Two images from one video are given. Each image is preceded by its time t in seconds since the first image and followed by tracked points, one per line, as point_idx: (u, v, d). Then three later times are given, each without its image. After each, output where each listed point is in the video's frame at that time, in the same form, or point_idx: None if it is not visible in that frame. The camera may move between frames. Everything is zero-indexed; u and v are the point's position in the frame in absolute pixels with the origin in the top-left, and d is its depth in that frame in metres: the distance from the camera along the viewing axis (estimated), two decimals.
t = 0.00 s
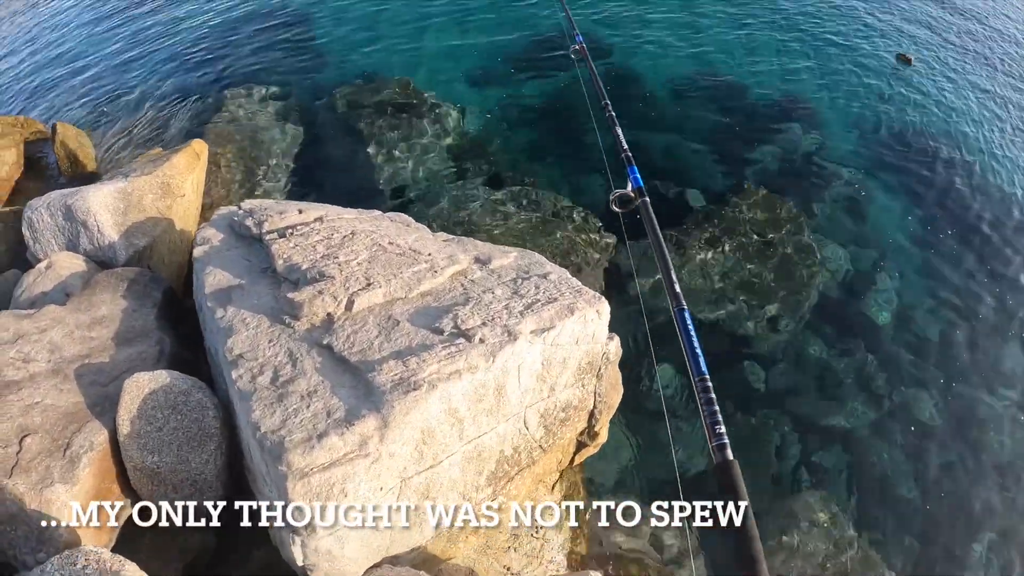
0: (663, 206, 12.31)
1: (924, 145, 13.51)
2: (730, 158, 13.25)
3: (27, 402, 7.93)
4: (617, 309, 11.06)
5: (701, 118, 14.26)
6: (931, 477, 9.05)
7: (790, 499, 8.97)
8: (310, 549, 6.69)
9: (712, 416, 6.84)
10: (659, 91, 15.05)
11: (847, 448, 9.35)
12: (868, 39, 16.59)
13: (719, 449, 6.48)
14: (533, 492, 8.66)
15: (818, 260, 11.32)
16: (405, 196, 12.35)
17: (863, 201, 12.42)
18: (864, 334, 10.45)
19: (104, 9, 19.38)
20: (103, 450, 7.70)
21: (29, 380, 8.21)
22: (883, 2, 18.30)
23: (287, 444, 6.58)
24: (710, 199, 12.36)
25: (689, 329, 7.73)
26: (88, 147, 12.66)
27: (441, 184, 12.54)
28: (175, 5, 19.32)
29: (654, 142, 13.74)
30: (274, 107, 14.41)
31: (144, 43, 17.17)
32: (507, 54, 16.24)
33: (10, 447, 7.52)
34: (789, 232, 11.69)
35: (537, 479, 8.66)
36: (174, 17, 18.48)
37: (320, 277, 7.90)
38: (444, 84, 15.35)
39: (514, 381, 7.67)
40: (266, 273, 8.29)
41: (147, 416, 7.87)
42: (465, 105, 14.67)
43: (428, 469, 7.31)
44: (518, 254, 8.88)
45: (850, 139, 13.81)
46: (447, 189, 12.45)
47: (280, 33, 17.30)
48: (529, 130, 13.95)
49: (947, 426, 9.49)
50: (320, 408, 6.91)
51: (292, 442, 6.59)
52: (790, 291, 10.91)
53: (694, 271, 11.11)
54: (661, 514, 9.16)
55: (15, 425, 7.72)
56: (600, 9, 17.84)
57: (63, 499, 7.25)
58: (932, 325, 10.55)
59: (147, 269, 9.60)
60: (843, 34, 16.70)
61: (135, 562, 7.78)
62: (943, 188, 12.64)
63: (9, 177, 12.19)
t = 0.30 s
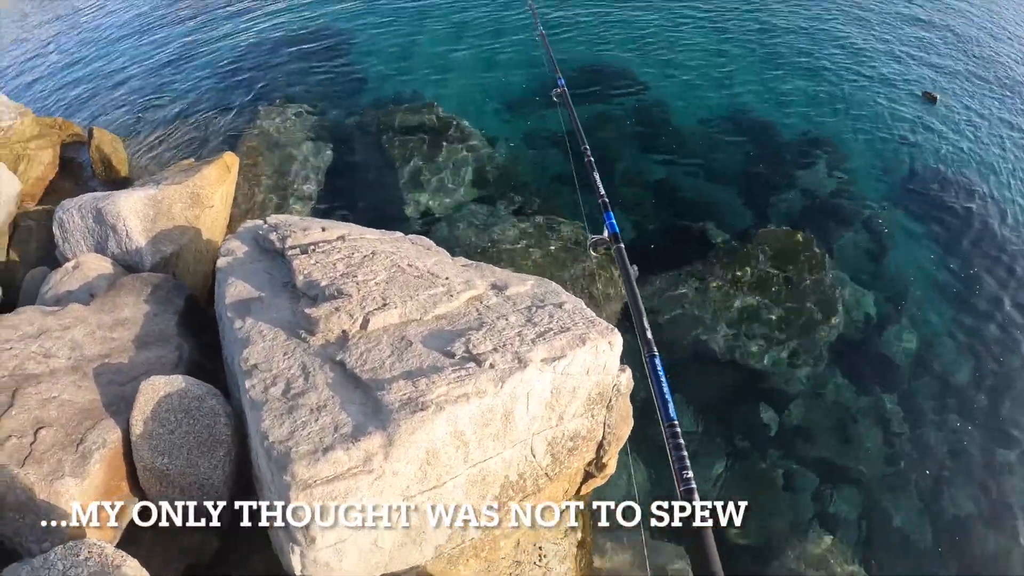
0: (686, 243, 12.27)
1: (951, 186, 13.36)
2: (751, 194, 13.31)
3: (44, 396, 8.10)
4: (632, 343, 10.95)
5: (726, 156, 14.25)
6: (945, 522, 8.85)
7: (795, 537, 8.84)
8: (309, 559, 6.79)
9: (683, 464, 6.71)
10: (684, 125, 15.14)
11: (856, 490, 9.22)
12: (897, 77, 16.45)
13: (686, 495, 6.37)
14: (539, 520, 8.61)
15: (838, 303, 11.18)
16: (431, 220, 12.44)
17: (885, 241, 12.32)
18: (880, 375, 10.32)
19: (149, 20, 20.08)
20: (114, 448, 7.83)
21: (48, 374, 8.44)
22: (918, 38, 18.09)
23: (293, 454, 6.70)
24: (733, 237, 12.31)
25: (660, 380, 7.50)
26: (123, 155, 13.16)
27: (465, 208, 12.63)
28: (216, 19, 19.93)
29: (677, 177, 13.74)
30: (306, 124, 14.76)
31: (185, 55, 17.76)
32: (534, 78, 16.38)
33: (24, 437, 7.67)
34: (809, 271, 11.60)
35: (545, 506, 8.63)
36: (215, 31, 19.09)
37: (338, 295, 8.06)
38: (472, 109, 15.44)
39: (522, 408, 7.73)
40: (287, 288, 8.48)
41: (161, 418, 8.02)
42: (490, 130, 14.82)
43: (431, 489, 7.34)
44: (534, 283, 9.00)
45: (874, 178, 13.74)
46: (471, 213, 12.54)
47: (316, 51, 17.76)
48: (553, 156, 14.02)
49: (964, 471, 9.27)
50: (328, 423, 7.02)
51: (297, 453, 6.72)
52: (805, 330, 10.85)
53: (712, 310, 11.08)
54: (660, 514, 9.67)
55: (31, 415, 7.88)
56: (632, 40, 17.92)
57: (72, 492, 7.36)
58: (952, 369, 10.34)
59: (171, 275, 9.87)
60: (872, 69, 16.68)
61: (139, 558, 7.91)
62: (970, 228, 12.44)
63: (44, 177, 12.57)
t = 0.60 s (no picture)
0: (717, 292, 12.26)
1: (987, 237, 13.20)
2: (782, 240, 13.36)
3: (80, 403, 8.20)
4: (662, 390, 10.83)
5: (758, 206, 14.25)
6: None
7: None
8: None
9: (730, 498, 6.81)
10: (717, 172, 15.26)
11: (877, 547, 9.15)
12: (936, 128, 16.20)
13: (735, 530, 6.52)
14: (558, 561, 8.60)
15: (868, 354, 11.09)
16: (467, 260, 12.41)
17: (916, 292, 12.25)
18: (907, 429, 10.23)
19: (203, 47, 20.95)
20: (145, 459, 7.95)
21: (85, 382, 8.56)
22: (964, 88, 17.76)
23: (323, 480, 6.80)
24: (763, 288, 12.28)
25: (716, 423, 7.56)
26: (168, 172, 13.75)
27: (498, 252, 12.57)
28: (265, 46, 20.65)
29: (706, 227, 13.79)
30: (347, 154, 15.15)
31: (234, 82, 18.47)
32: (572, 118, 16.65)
33: (58, 441, 7.72)
34: (840, 322, 11.51)
35: (563, 548, 8.61)
36: (263, 58, 19.77)
37: (375, 327, 8.18)
38: (509, 147, 15.65)
39: (549, 449, 7.76)
40: (324, 317, 8.64)
41: (193, 435, 8.20)
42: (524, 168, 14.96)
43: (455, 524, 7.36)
44: (567, 326, 9.08)
45: (908, 227, 13.64)
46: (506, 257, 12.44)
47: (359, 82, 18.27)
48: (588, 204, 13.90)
49: (990, 535, 9.10)
50: (359, 452, 7.13)
51: (328, 479, 6.81)
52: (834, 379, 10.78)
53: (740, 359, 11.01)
54: (660, 514, 9.53)
55: (66, 420, 7.96)
56: (670, 87, 18.05)
57: (101, 497, 7.45)
58: (983, 427, 10.21)
59: (210, 296, 10.07)
60: (910, 120, 16.46)
61: (158, 565, 7.94)
62: (1007, 281, 12.26)
63: (91, 189, 13.58)
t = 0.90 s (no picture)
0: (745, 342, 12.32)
1: None
2: (813, 291, 13.34)
3: (116, 413, 8.27)
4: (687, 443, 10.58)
5: (791, 259, 14.20)
6: None
7: None
8: None
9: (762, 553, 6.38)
10: (749, 222, 15.33)
11: None
12: (982, 189, 15.88)
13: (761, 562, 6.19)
14: None
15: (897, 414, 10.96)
16: (502, 302, 12.35)
17: (952, 349, 12.06)
18: (936, 492, 10.08)
19: (256, 88, 22.06)
20: (176, 474, 7.89)
21: (123, 394, 8.66)
22: (1015, 149, 17.37)
23: (353, 510, 6.79)
24: (793, 342, 12.23)
25: (745, 471, 7.26)
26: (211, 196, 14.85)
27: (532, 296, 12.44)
28: (314, 88, 21.61)
29: (737, 278, 13.72)
30: (388, 191, 15.59)
31: (286, 119, 19.41)
32: (606, 164, 16.95)
33: (92, 448, 7.77)
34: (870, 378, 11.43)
35: None
36: (312, 99, 20.72)
37: (411, 365, 8.27)
38: (545, 189, 15.94)
39: (575, 495, 7.75)
40: (361, 351, 8.77)
41: (225, 455, 8.13)
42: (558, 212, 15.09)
43: (477, 562, 7.38)
44: (598, 376, 9.15)
45: (943, 283, 13.47)
46: (540, 303, 12.29)
47: (402, 123, 18.91)
48: (619, 255, 13.78)
49: None
50: (389, 485, 7.09)
51: (358, 509, 6.80)
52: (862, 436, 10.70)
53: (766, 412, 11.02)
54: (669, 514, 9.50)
55: (102, 430, 7.99)
56: (709, 140, 18.13)
57: (129, 508, 7.42)
58: (1015, 494, 9.99)
59: (248, 321, 10.40)
60: (955, 180, 16.16)
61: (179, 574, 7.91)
62: None
63: (136, 206, 14.80)
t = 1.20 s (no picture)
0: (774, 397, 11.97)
1: None
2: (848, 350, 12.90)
3: (152, 427, 8.45)
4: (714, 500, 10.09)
5: (828, 315, 13.78)
6: None
7: None
8: None
9: None
10: (787, 272, 14.99)
11: None
12: None
13: None
14: None
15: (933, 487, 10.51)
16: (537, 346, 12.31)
17: (993, 419, 11.58)
18: (973, 562, 9.66)
19: (312, 126, 22.98)
20: (205, 491, 7.97)
21: (160, 408, 8.81)
22: None
23: (379, 542, 6.75)
24: (827, 403, 11.82)
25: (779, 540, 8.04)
26: (258, 222, 15.35)
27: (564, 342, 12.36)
28: (366, 127, 22.34)
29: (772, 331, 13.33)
30: (431, 230, 15.83)
31: (337, 155, 20.16)
32: (645, 212, 17.08)
33: (126, 458, 7.94)
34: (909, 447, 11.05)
35: None
36: (363, 138, 21.41)
37: (445, 406, 8.24)
38: (584, 235, 16.09)
39: (598, 545, 7.45)
40: (396, 388, 8.80)
41: (257, 477, 8.18)
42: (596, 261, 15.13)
43: None
44: (629, 428, 8.94)
45: (988, 345, 13.02)
46: (574, 349, 12.17)
47: (446, 164, 19.32)
48: (654, 306, 13.77)
49: None
50: (416, 521, 7.01)
51: (383, 543, 6.75)
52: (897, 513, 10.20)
53: (798, 474, 10.65)
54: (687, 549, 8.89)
55: (136, 439, 8.19)
56: (751, 189, 17.98)
57: (156, 518, 7.46)
58: None
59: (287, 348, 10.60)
60: (1006, 245, 15.68)
61: None
62: None
63: (183, 223, 15.44)
